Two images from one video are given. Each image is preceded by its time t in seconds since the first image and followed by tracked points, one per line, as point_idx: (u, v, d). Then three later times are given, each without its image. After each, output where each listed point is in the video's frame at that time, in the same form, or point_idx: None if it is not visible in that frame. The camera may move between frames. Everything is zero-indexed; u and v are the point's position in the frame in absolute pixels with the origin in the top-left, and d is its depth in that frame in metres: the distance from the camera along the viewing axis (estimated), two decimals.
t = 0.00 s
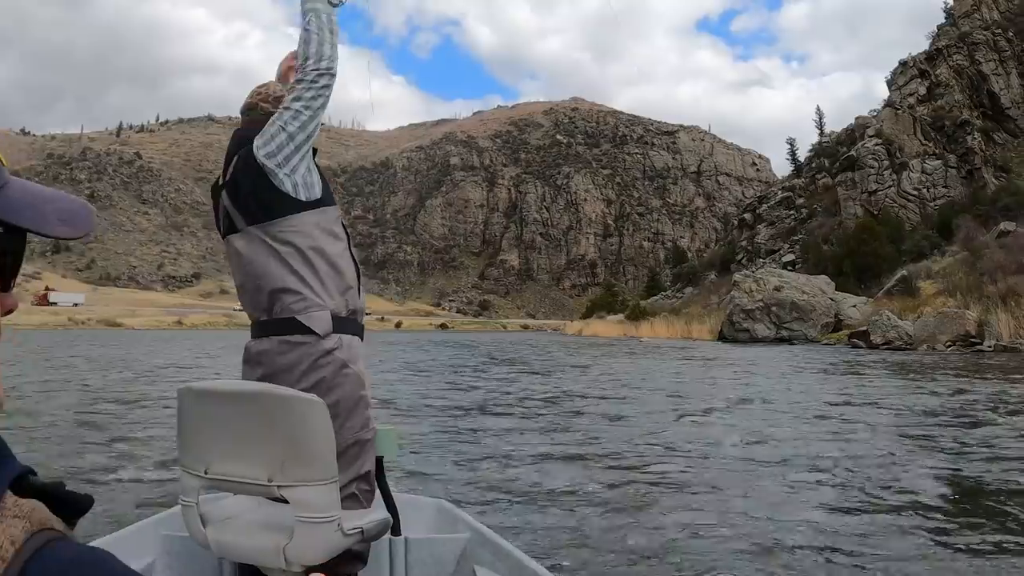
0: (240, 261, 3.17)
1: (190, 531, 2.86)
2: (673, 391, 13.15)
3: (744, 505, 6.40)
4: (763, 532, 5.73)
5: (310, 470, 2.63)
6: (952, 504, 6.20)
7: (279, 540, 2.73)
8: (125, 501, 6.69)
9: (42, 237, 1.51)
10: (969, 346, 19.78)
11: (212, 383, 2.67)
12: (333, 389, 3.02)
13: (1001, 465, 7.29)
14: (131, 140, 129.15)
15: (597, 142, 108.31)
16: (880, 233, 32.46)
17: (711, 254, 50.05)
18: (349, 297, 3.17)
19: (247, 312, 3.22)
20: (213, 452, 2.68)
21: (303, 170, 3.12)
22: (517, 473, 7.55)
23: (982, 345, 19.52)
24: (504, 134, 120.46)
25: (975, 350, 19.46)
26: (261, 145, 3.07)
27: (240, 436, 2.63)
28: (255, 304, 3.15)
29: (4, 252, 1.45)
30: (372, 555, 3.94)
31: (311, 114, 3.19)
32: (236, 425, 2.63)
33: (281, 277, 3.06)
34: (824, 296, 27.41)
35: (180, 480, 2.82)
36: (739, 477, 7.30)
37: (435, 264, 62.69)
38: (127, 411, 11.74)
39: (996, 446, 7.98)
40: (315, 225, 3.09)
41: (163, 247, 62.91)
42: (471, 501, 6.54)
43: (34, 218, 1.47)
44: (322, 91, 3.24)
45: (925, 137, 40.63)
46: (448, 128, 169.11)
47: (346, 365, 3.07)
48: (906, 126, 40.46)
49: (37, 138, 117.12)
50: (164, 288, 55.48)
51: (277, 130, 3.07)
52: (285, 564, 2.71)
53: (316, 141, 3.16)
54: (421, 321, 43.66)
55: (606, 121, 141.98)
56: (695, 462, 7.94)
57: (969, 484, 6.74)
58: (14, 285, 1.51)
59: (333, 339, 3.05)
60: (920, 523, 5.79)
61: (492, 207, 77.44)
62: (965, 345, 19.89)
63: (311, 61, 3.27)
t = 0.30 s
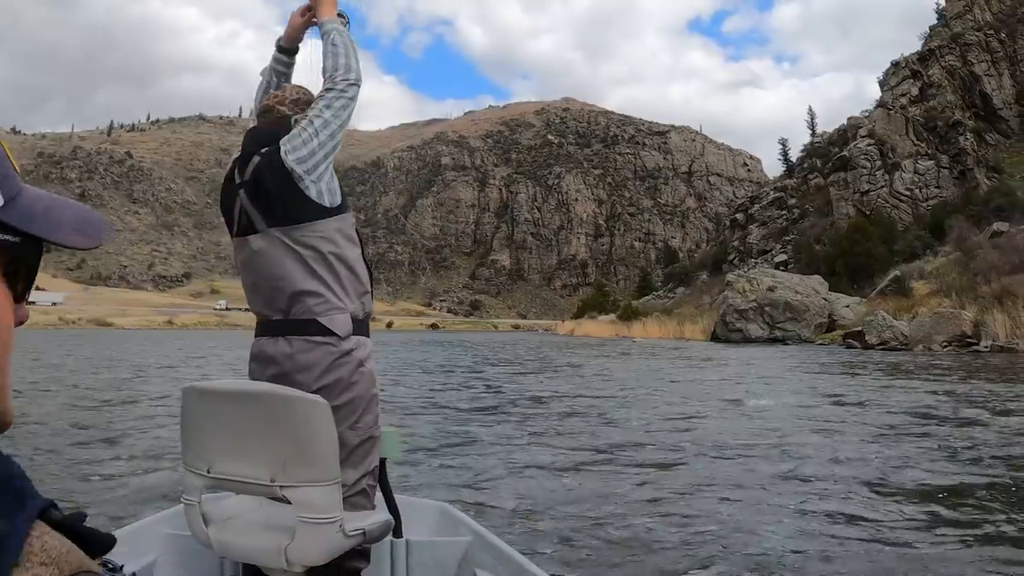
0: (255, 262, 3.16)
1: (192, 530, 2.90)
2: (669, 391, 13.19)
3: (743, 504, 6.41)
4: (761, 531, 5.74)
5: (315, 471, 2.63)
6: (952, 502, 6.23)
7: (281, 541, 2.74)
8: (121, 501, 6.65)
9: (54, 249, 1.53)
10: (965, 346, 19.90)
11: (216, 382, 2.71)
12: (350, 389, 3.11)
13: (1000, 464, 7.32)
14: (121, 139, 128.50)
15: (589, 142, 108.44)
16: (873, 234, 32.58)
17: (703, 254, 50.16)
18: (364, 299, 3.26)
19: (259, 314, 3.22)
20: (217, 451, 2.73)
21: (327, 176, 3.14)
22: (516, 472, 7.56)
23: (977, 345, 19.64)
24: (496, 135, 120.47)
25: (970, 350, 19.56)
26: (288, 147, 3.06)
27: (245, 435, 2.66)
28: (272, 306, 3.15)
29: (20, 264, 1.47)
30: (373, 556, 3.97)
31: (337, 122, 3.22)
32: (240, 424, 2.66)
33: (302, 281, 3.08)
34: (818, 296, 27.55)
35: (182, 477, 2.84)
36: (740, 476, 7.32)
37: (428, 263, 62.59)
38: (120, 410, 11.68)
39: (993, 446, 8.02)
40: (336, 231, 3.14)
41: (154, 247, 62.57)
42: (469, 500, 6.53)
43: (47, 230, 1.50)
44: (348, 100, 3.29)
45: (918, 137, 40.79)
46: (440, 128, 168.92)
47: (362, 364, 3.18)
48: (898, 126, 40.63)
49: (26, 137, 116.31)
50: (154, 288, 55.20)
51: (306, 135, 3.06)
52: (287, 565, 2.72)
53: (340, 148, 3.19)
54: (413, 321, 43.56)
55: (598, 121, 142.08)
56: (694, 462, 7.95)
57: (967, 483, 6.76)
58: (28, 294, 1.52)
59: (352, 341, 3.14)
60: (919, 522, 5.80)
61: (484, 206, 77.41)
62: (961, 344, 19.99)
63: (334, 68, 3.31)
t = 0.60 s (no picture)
0: (256, 265, 3.21)
1: (193, 532, 2.93)
2: (663, 392, 13.15)
3: (743, 505, 6.39)
4: (764, 531, 5.72)
5: (316, 473, 2.68)
6: (952, 503, 6.23)
7: (284, 541, 2.78)
8: (114, 501, 6.59)
9: (105, 297, 1.42)
10: (961, 347, 19.93)
11: (218, 383, 2.77)
12: (347, 391, 3.09)
13: (999, 466, 7.32)
14: (112, 138, 128.07)
15: (581, 143, 108.62)
16: (866, 234, 32.67)
17: (694, 255, 50.28)
18: (364, 302, 3.23)
19: (264, 314, 3.25)
20: (218, 451, 2.77)
21: (325, 178, 3.13)
22: (514, 473, 7.52)
23: (974, 346, 19.67)
24: (488, 135, 120.48)
25: (967, 351, 19.59)
26: (287, 149, 3.08)
27: (245, 435, 2.72)
28: (273, 307, 3.19)
29: (68, 315, 1.36)
30: (374, 558, 3.98)
31: (337, 123, 3.23)
32: (240, 424, 2.72)
33: (300, 282, 3.10)
34: (811, 297, 27.62)
35: (184, 477, 2.90)
36: (740, 476, 7.31)
37: (419, 263, 62.49)
38: (111, 410, 11.58)
39: (990, 447, 8.03)
40: (334, 231, 3.12)
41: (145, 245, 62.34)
42: (469, 502, 6.48)
43: (100, 281, 1.38)
44: (348, 101, 3.29)
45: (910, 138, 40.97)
46: (432, 128, 168.93)
47: (361, 366, 3.16)
48: (891, 127, 40.82)
49: (14, 135, 115.61)
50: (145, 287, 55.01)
51: (303, 137, 3.08)
52: (289, 566, 2.75)
53: (339, 149, 3.19)
54: (404, 321, 43.57)
55: (589, 121, 142.38)
56: (692, 462, 7.94)
57: (966, 484, 6.76)
58: (75, 342, 1.42)
59: (349, 342, 3.12)
60: (920, 522, 5.80)
61: (476, 207, 77.43)
62: (957, 346, 19.98)
63: (336, 71, 3.33)
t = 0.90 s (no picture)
0: (252, 263, 3.31)
1: (212, 529, 3.09)
2: (659, 392, 13.12)
3: (748, 504, 6.41)
4: (770, 530, 5.73)
5: (332, 471, 2.80)
6: (956, 503, 6.25)
7: (301, 539, 2.90)
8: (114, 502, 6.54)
9: (138, 287, 1.38)
10: (960, 347, 19.85)
11: (230, 385, 2.89)
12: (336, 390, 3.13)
13: (1000, 465, 7.35)
14: (104, 137, 127.53)
15: (574, 143, 108.62)
16: (861, 235, 32.74)
17: (688, 255, 50.34)
18: (354, 300, 3.25)
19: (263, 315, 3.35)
20: (233, 449, 2.92)
21: (309, 175, 3.16)
22: (516, 473, 7.51)
23: (973, 346, 19.65)
24: (481, 135, 120.48)
25: (966, 351, 19.57)
26: (270, 154, 3.16)
27: (259, 434, 2.85)
28: (268, 307, 3.27)
29: (105, 311, 1.31)
30: (393, 555, 4.03)
31: (315, 119, 3.18)
32: (252, 424, 2.86)
33: (286, 283, 3.18)
34: (807, 297, 27.64)
35: (205, 477, 3.05)
36: (744, 476, 7.31)
37: (413, 263, 62.38)
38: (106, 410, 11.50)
39: (990, 447, 8.05)
40: (319, 230, 3.17)
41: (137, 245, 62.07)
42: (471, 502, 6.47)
43: (133, 274, 1.35)
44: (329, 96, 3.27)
45: (904, 139, 41.07)
46: (425, 128, 168.77)
47: (349, 367, 3.17)
48: (885, 128, 40.92)
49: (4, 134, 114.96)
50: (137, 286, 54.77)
51: (283, 140, 3.12)
52: (306, 562, 2.87)
53: (322, 148, 3.19)
54: (397, 321, 43.48)
55: (582, 121, 142.43)
56: (694, 461, 7.94)
57: (969, 483, 6.79)
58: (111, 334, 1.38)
59: (335, 343, 3.15)
60: (925, 521, 5.81)
61: (469, 206, 77.37)
62: (955, 345, 19.92)
63: (323, 63, 3.29)
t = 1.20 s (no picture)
0: (260, 259, 3.56)
1: (220, 532, 3.05)
2: (655, 392, 13.09)
3: (752, 502, 6.42)
4: (773, 529, 5.71)
5: (337, 468, 2.77)
6: (956, 502, 6.24)
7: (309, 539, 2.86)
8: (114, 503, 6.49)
9: (156, 261, 1.38)
10: (959, 346, 19.88)
11: (234, 386, 2.88)
12: (334, 382, 3.31)
13: (1002, 462, 7.35)
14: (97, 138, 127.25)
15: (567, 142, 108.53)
16: (855, 234, 32.80)
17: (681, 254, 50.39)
18: (356, 299, 3.45)
19: (268, 312, 3.59)
20: (240, 452, 2.89)
21: (317, 171, 3.45)
22: (519, 473, 7.49)
23: (972, 345, 19.65)
24: (474, 134, 120.44)
25: (965, 350, 19.58)
26: (282, 151, 3.47)
27: (263, 436, 2.83)
28: (273, 302, 3.51)
29: (118, 282, 1.30)
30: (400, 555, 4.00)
31: (328, 121, 3.50)
32: (257, 427, 2.84)
33: (288, 276, 3.42)
34: (803, 296, 27.65)
35: (211, 481, 3.02)
36: (747, 474, 7.30)
37: (406, 263, 62.29)
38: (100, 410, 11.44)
39: (991, 445, 8.05)
40: (324, 226, 3.42)
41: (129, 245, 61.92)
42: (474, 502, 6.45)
43: (152, 245, 1.35)
44: (347, 98, 3.59)
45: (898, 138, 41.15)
46: (418, 128, 168.59)
47: (350, 367, 3.36)
48: (879, 126, 41.01)
49: None
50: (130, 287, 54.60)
51: (295, 138, 3.44)
52: (314, 562, 2.84)
53: (332, 146, 3.49)
54: (390, 321, 43.41)
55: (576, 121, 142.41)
56: (694, 460, 7.94)
57: (969, 482, 6.78)
58: (124, 308, 1.37)
59: (335, 341, 3.35)
60: (931, 519, 5.81)
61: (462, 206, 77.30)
62: (955, 344, 19.95)
63: (345, 67, 3.62)
